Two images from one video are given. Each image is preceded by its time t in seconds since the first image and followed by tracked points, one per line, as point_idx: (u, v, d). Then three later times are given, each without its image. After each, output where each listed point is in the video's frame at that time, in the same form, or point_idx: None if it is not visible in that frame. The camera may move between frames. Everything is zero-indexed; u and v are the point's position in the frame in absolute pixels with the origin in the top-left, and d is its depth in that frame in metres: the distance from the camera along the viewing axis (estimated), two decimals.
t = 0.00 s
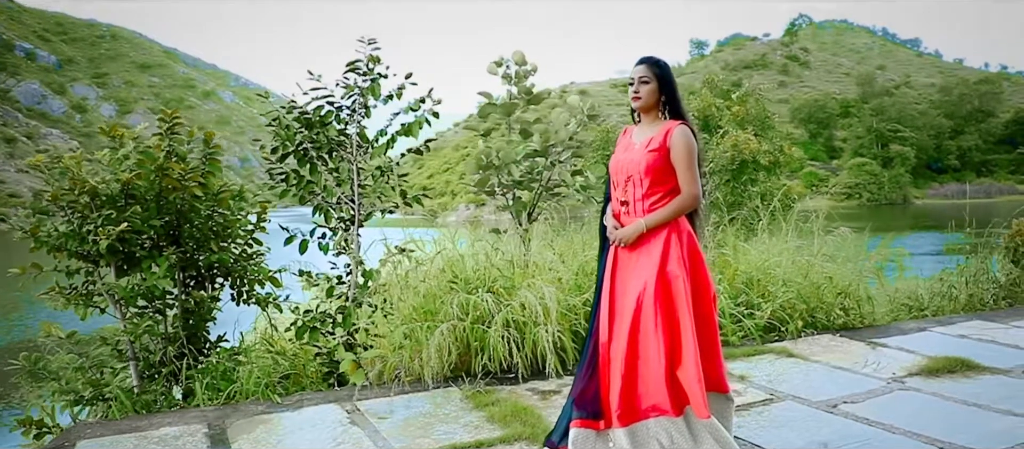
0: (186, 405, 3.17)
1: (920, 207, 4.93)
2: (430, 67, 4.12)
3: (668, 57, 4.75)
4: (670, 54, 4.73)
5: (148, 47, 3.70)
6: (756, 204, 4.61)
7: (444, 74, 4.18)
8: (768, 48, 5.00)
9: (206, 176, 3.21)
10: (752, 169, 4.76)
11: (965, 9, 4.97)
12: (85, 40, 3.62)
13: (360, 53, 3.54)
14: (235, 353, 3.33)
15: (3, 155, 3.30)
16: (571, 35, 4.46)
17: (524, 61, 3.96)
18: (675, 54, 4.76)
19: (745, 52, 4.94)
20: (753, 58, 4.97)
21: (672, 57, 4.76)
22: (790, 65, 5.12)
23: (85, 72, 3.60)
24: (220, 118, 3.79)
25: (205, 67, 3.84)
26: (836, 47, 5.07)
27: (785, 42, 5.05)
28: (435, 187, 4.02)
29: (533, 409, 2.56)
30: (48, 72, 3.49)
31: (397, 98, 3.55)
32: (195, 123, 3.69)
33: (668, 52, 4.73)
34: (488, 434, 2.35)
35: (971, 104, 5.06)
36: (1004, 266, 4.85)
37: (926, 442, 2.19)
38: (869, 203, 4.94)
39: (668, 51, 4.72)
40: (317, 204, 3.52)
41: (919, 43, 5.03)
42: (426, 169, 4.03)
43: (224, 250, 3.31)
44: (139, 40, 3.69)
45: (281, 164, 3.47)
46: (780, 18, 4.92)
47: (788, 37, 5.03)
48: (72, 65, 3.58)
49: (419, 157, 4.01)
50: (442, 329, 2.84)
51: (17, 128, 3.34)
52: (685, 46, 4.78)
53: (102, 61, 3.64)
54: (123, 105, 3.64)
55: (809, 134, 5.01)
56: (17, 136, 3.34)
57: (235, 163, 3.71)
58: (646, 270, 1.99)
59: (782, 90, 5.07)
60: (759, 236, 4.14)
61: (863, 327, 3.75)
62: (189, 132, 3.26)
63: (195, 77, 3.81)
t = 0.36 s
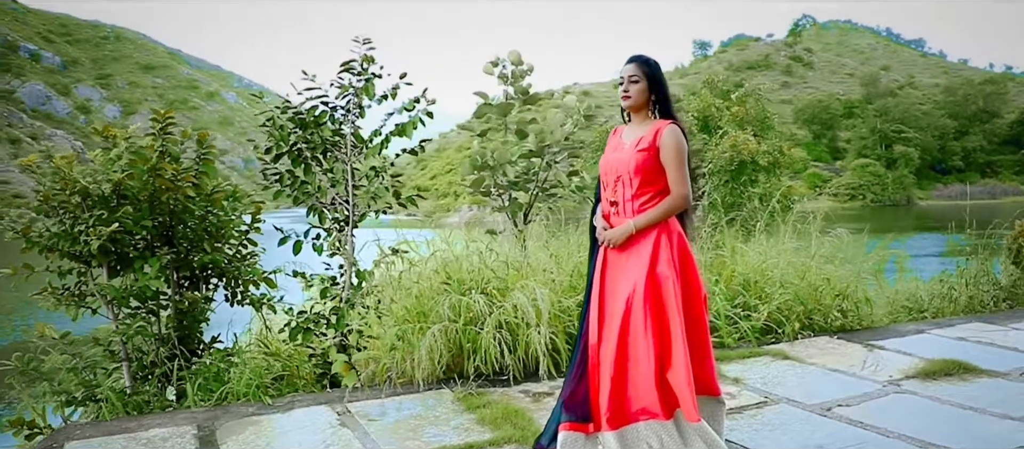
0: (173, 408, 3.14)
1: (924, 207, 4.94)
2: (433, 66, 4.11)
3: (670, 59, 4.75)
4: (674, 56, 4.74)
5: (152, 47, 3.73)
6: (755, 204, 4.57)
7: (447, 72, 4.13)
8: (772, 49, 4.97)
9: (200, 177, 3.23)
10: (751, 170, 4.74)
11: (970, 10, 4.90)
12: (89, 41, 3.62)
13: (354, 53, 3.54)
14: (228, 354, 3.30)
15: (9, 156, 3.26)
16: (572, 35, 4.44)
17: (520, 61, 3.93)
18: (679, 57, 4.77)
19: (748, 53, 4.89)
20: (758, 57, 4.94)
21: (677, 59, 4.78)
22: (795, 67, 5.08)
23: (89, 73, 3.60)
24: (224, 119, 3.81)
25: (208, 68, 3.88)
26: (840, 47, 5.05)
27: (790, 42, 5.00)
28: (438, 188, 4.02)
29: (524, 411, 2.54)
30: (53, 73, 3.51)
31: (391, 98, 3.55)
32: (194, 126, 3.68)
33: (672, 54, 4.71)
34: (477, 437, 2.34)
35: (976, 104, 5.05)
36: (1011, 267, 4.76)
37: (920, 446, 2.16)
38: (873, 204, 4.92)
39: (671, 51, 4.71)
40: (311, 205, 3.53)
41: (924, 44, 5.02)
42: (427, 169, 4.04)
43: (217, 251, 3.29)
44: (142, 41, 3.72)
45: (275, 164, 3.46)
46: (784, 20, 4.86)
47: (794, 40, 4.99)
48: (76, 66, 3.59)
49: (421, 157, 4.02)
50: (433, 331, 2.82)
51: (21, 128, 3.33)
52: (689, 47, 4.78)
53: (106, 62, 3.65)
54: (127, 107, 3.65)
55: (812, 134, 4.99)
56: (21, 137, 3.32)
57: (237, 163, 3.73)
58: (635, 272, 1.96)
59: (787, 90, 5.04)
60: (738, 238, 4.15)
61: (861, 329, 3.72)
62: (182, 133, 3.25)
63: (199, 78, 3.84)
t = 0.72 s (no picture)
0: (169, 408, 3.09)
1: (934, 210, 4.85)
2: (432, 66, 4.10)
3: (677, 62, 4.73)
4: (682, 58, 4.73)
5: (162, 48, 3.73)
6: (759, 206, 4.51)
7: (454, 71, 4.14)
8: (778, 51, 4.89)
9: (198, 177, 3.24)
10: (755, 171, 4.67)
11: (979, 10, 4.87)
12: (99, 41, 3.63)
13: (354, 53, 3.53)
14: (225, 354, 3.24)
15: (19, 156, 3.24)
16: (572, 35, 4.41)
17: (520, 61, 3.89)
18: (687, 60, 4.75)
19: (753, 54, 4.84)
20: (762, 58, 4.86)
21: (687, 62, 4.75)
22: (802, 68, 4.99)
23: (99, 73, 3.61)
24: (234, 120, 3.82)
25: (218, 68, 3.90)
26: (848, 49, 4.90)
27: (797, 44, 4.89)
28: (445, 189, 4.02)
29: (518, 414, 2.52)
30: (63, 74, 3.53)
31: (390, 98, 3.54)
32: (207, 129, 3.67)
33: (676, 55, 4.68)
34: (470, 440, 2.32)
35: (987, 106, 4.97)
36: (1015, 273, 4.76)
37: None
38: (883, 206, 4.85)
39: (674, 52, 4.68)
40: (309, 205, 3.52)
41: (934, 45, 4.95)
42: (435, 170, 4.05)
43: (215, 251, 3.28)
44: (153, 42, 3.72)
45: (273, 164, 3.45)
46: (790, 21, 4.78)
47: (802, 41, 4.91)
48: (86, 67, 3.60)
49: (429, 158, 4.03)
50: (428, 333, 2.80)
51: (32, 128, 3.35)
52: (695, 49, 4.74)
53: (117, 63, 3.66)
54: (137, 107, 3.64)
55: (822, 137, 4.90)
56: (32, 137, 3.34)
57: (246, 164, 3.72)
58: (628, 275, 1.94)
59: (796, 92, 4.96)
60: (741, 239, 4.11)
61: (863, 333, 3.67)
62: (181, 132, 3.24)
63: (208, 79, 3.84)
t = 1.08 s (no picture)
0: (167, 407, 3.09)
1: (949, 214, 4.66)
2: (433, 66, 3.98)
3: (688, 65, 4.56)
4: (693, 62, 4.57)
5: (176, 48, 3.64)
6: (764, 213, 4.47)
7: (451, 72, 4.04)
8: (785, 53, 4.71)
9: (200, 177, 3.25)
10: (762, 174, 4.66)
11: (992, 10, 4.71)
12: (115, 42, 3.56)
13: (357, 54, 3.54)
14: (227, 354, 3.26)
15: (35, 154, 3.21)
16: (572, 35, 4.28)
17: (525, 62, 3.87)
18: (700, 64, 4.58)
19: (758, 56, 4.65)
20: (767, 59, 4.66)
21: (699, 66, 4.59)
22: (816, 70, 4.79)
23: (115, 74, 3.55)
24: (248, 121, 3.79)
25: (233, 69, 3.79)
26: (864, 51, 4.73)
27: (812, 46, 4.70)
28: (457, 191, 3.95)
29: (515, 418, 2.49)
30: (80, 74, 3.49)
31: (393, 98, 3.54)
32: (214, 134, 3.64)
33: (677, 55, 4.51)
34: (465, 443, 2.30)
35: (1002, 109, 4.81)
36: None
37: None
38: (896, 209, 4.70)
39: (678, 53, 4.52)
40: (311, 205, 3.51)
41: (949, 48, 4.78)
42: (446, 171, 3.97)
43: (216, 252, 3.29)
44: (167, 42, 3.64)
45: (276, 165, 3.45)
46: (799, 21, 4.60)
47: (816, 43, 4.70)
48: (103, 66, 3.54)
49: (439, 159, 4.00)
50: (427, 335, 2.78)
51: (48, 127, 3.29)
52: (705, 51, 4.57)
53: (132, 63, 3.58)
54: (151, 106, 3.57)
55: (834, 139, 4.78)
56: (48, 136, 3.29)
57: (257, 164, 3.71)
58: (623, 278, 1.92)
59: (809, 95, 4.79)
60: (751, 243, 4.06)
61: (869, 338, 3.63)
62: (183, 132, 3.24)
63: (223, 79, 3.75)
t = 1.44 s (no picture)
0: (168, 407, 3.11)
1: (967, 217, 4.55)
2: (434, 66, 3.86)
3: (694, 67, 4.48)
4: (699, 63, 4.48)
5: (194, 50, 3.65)
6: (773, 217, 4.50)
7: (451, 73, 3.91)
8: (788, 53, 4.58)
9: (204, 177, 3.25)
10: (773, 176, 4.61)
11: (1011, 10, 4.51)
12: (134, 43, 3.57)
13: (362, 54, 3.52)
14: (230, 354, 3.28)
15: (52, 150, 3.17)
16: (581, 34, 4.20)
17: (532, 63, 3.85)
18: (706, 66, 4.50)
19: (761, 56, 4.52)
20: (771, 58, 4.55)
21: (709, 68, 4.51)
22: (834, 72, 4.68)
23: (133, 74, 3.55)
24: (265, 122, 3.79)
25: (250, 70, 3.78)
26: (881, 52, 4.63)
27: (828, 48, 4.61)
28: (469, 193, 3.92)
29: (514, 421, 2.46)
30: (99, 74, 3.49)
31: (398, 99, 3.52)
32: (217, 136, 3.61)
33: (677, 54, 4.41)
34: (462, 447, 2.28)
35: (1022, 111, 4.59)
36: None
37: None
38: (913, 213, 4.60)
39: (680, 55, 4.42)
40: (316, 206, 3.52)
41: (968, 49, 4.57)
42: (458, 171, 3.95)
43: (219, 252, 3.29)
44: (184, 44, 3.62)
45: (280, 165, 3.45)
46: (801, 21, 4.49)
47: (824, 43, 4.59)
48: (121, 68, 3.54)
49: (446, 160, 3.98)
50: (427, 337, 2.77)
51: (68, 127, 3.29)
52: (709, 52, 4.48)
53: (150, 64, 3.59)
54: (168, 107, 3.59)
55: (852, 141, 4.62)
56: (68, 136, 3.26)
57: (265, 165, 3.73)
58: (620, 281, 1.89)
59: (826, 96, 4.65)
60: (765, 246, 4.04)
61: (878, 343, 3.58)
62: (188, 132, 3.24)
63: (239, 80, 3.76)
